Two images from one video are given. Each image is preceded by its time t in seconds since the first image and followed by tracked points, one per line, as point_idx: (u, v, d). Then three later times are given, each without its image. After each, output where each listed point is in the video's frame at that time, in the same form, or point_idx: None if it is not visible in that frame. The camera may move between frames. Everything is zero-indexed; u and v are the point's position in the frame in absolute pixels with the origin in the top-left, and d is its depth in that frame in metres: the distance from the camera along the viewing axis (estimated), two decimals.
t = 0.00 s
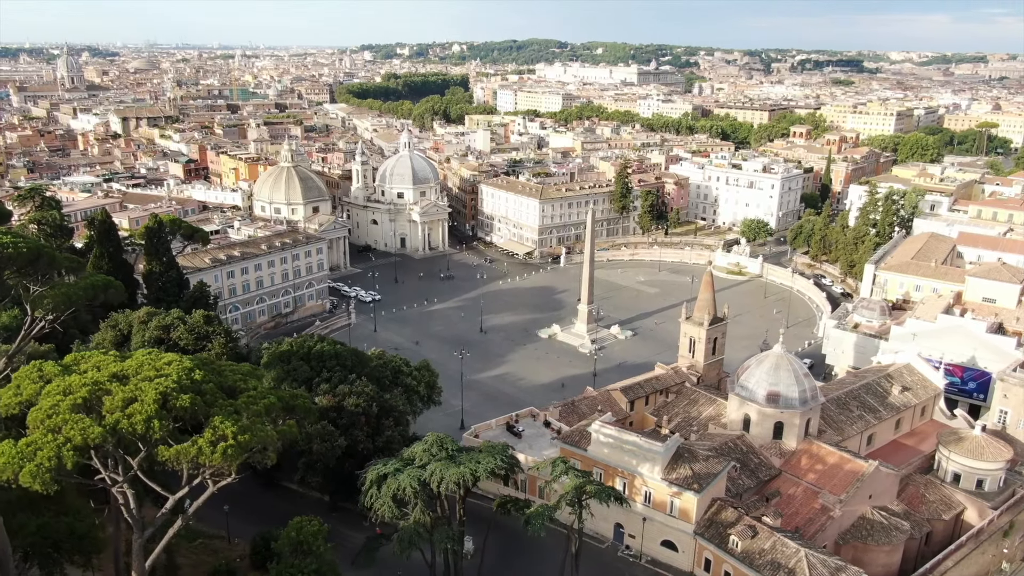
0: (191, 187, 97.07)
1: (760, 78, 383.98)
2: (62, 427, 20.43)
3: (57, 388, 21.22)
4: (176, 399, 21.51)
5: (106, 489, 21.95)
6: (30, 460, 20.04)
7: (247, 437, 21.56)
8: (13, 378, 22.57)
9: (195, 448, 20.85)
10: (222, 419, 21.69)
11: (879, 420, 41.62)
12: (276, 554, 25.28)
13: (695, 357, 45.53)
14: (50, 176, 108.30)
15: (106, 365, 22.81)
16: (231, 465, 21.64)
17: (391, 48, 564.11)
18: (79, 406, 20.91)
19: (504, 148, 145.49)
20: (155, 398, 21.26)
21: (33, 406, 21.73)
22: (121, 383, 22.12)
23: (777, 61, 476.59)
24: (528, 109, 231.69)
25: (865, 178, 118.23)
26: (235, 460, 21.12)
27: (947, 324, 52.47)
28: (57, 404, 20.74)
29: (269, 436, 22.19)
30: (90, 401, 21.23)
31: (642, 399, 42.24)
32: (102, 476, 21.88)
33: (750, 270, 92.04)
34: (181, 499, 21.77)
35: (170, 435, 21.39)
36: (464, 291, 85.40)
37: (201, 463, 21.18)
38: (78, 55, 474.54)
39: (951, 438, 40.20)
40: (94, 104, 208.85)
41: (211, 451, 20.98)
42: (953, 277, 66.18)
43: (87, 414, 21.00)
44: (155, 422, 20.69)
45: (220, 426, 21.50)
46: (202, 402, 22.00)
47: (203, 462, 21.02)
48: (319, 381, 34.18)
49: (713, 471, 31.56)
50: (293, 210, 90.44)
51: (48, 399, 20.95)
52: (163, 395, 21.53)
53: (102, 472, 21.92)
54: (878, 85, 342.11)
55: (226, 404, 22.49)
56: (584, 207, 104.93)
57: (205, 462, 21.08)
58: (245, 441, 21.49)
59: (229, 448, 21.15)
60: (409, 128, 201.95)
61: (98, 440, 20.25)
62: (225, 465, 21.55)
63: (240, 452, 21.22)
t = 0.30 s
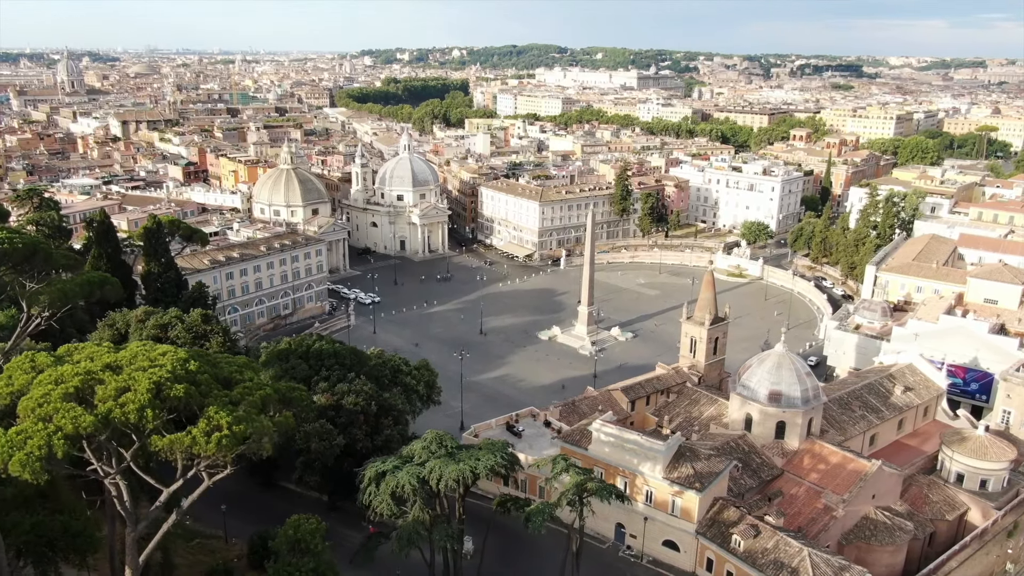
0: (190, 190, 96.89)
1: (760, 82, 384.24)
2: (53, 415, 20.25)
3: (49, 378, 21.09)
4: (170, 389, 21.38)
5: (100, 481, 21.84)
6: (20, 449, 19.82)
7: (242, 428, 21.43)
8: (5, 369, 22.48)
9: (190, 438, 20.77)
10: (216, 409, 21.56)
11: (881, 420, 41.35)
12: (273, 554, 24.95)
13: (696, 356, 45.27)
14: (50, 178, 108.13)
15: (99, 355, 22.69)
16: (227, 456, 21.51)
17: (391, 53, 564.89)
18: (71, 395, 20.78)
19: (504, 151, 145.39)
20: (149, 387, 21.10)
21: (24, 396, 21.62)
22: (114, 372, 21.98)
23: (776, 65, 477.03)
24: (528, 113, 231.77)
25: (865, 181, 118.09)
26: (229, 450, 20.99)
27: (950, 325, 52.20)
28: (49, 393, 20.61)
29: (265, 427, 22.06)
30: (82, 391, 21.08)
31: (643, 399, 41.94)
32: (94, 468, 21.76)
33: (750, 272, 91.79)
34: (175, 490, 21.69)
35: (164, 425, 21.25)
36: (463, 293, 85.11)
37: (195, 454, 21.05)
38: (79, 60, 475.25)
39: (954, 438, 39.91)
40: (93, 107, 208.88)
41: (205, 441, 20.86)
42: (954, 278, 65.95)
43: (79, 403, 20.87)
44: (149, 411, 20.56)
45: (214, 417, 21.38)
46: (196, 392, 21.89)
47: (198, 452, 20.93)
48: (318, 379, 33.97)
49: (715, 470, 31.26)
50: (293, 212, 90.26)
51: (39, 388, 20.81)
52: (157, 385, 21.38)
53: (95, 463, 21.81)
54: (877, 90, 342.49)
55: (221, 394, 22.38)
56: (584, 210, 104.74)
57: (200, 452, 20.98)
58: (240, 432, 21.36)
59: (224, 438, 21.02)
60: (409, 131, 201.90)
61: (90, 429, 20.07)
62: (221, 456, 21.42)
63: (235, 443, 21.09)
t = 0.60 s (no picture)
0: (190, 192, 96.77)
1: (760, 87, 384.55)
2: (45, 403, 20.14)
3: (42, 366, 21.07)
4: (165, 377, 21.37)
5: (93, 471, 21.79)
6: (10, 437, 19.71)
7: (238, 418, 21.39)
8: None
9: (184, 426, 20.77)
10: (212, 399, 21.53)
11: (884, 420, 41.09)
12: (270, 551, 24.73)
13: (698, 356, 45.05)
14: (49, 180, 107.90)
15: (93, 346, 22.72)
16: (222, 445, 21.47)
17: (392, 58, 565.65)
18: (63, 383, 20.73)
19: (504, 154, 145.27)
20: (143, 375, 21.03)
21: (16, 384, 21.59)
22: (109, 361, 21.96)
23: (775, 70, 477.87)
24: (528, 116, 231.87)
25: (866, 183, 117.93)
26: (224, 439, 20.93)
27: (952, 325, 51.94)
28: (41, 382, 20.56)
29: (262, 418, 22.04)
30: (75, 379, 21.05)
31: (644, 399, 41.70)
32: (87, 457, 21.71)
33: (751, 274, 91.57)
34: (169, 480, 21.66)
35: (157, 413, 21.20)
36: (464, 295, 84.88)
37: (190, 443, 21.05)
38: (79, 65, 476.51)
39: (957, 438, 39.64)
40: (94, 111, 208.83)
41: (200, 430, 20.84)
42: (956, 279, 65.70)
43: (73, 390, 20.86)
44: (142, 399, 20.54)
45: (210, 406, 21.35)
46: (191, 381, 21.88)
47: (192, 440, 20.92)
48: (317, 377, 33.68)
49: (717, 469, 30.98)
50: (293, 214, 90.10)
51: (31, 376, 20.77)
52: (151, 372, 21.30)
53: (89, 453, 21.76)
54: (877, 94, 342.60)
55: (217, 384, 22.39)
56: (585, 212, 104.60)
57: (194, 441, 20.96)
58: (235, 421, 21.32)
59: (219, 428, 21.01)
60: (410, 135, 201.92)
61: (83, 416, 19.98)
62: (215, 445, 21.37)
63: (230, 432, 21.06)
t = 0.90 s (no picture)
0: (190, 193, 96.56)
1: (760, 91, 384.97)
2: (37, 388, 20.20)
3: (34, 352, 21.21)
4: (159, 363, 21.50)
5: (86, 459, 21.86)
6: (3, 422, 19.78)
7: (233, 405, 21.52)
8: None
9: (178, 413, 20.97)
10: (207, 386, 21.70)
11: (886, 420, 40.84)
12: (268, 548, 24.52)
13: (699, 355, 44.83)
14: (49, 182, 107.76)
15: (87, 334, 22.86)
16: (217, 432, 21.55)
17: (392, 62, 566.47)
18: (56, 369, 20.83)
19: (504, 157, 145.19)
20: (137, 362, 21.16)
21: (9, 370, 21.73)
22: (102, 349, 22.08)
23: (775, 75, 478.58)
24: (528, 119, 232.01)
25: (866, 186, 117.81)
26: (218, 426, 21.04)
27: (954, 325, 51.71)
28: (34, 367, 20.64)
29: (256, 407, 22.06)
30: (68, 365, 21.17)
31: (645, 398, 41.43)
32: (80, 444, 21.76)
33: (751, 276, 91.38)
34: (163, 468, 21.83)
35: (150, 399, 21.29)
36: (463, 297, 84.62)
37: (183, 429, 21.15)
38: (80, 69, 477.46)
39: (960, 437, 39.40)
40: (94, 114, 208.70)
41: (195, 417, 20.99)
42: (957, 280, 65.48)
43: (65, 377, 20.97)
44: (135, 386, 20.66)
45: (205, 394, 21.52)
46: (185, 369, 22.00)
47: (186, 427, 21.08)
48: (315, 374, 33.40)
49: (718, 467, 30.72)
50: (292, 216, 89.95)
51: (24, 362, 20.88)
52: (145, 359, 21.42)
53: (82, 440, 21.83)
54: (877, 98, 342.54)
55: (210, 372, 22.49)
56: (585, 213, 104.42)
57: (189, 428, 21.07)
58: (231, 409, 21.46)
59: (214, 415, 21.08)
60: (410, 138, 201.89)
61: (74, 402, 20.05)
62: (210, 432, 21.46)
63: (225, 419, 21.20)
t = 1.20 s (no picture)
0: (190, 195, 96.46)
1: (760, 96, 385.35)
2: (28, 373, 20.11)
3: (27, 339, 21.14)
4: (153, 351, 21.48)
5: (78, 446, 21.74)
6: None
7: (227, 392, 21.52)
8: None
9: (173, 400, 20.89)
10: (201, 373, 21.69)
11: (889, 419, 40.57)
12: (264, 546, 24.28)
13: (700, 355, 44.59)
14: (49, 185, 107.64)
15: (80, 322, 22.82)
16: (212, 420, 21.52)
17: (392, 67, 567.76)
18: (48, 355, 20.76)
19: (505, 160, 145.14)
20: (130, 348, 21.10)
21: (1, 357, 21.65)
22: (95, 336, 22.04)
23: (774, 79, 479.24)
24: (528, 123, 232.16)
25: (867, 188, 117.66)
26: (213, 414, 21.02)
27: (956, 325, 51.51)
28: (26, 353, 20.58)
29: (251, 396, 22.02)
30: (61, 351, 21.12)
31: (646, 398, 41.15)
32: (72, 433, 21.64)
33: (752, 278, 91.17)
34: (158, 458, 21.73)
35: (143, 386, 21.22)
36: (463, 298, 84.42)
37: (177, 416, 21.09)
38: (81, 73, 478.19)
39: (964, 437, 39.13)
40: (94, 118, 208.79)
41: (190, 404, 20.94)
42: (959, 281, 65.30)
43: (57, 362, 20.87)
44: (129, 371, 20.54)
45: (201, 381, 21.48)
46: (179, 357, 21.97)
47: (182, 414, 21.02)
48: (314, 372, 33.11)
49: (721, 465, 30.45)
50: (292, 218, 89.80)
51: (16, 348, 20.82)
52: (138, 347, 21.38)
53: (74, 429, 21.74)
54: (876, 103, 342.41)
55: (204, 360, 22.46)
56: (585, 216, 104.23)
57: (184, 415, 21.05)
58: (225, 396, 21.46)
59: (208, 402, 21.07)
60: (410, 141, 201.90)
61: (66, 387, 19.98)
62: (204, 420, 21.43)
63: (219, 406, 21.14)
